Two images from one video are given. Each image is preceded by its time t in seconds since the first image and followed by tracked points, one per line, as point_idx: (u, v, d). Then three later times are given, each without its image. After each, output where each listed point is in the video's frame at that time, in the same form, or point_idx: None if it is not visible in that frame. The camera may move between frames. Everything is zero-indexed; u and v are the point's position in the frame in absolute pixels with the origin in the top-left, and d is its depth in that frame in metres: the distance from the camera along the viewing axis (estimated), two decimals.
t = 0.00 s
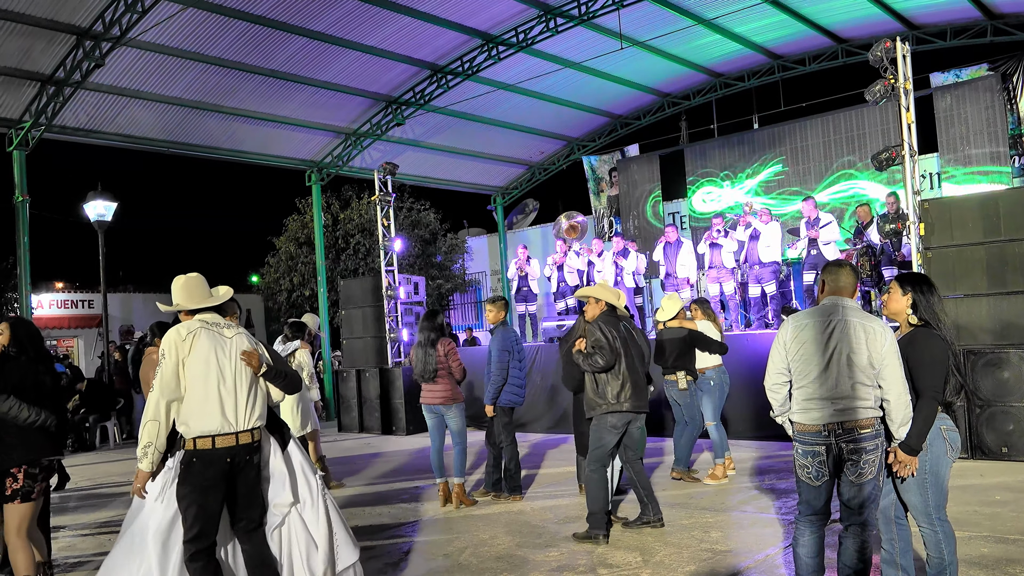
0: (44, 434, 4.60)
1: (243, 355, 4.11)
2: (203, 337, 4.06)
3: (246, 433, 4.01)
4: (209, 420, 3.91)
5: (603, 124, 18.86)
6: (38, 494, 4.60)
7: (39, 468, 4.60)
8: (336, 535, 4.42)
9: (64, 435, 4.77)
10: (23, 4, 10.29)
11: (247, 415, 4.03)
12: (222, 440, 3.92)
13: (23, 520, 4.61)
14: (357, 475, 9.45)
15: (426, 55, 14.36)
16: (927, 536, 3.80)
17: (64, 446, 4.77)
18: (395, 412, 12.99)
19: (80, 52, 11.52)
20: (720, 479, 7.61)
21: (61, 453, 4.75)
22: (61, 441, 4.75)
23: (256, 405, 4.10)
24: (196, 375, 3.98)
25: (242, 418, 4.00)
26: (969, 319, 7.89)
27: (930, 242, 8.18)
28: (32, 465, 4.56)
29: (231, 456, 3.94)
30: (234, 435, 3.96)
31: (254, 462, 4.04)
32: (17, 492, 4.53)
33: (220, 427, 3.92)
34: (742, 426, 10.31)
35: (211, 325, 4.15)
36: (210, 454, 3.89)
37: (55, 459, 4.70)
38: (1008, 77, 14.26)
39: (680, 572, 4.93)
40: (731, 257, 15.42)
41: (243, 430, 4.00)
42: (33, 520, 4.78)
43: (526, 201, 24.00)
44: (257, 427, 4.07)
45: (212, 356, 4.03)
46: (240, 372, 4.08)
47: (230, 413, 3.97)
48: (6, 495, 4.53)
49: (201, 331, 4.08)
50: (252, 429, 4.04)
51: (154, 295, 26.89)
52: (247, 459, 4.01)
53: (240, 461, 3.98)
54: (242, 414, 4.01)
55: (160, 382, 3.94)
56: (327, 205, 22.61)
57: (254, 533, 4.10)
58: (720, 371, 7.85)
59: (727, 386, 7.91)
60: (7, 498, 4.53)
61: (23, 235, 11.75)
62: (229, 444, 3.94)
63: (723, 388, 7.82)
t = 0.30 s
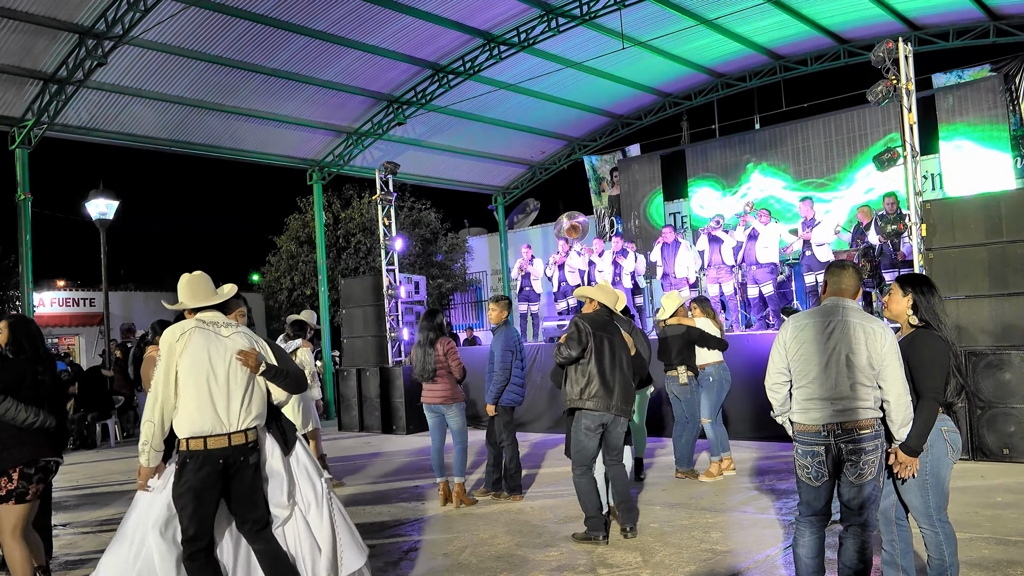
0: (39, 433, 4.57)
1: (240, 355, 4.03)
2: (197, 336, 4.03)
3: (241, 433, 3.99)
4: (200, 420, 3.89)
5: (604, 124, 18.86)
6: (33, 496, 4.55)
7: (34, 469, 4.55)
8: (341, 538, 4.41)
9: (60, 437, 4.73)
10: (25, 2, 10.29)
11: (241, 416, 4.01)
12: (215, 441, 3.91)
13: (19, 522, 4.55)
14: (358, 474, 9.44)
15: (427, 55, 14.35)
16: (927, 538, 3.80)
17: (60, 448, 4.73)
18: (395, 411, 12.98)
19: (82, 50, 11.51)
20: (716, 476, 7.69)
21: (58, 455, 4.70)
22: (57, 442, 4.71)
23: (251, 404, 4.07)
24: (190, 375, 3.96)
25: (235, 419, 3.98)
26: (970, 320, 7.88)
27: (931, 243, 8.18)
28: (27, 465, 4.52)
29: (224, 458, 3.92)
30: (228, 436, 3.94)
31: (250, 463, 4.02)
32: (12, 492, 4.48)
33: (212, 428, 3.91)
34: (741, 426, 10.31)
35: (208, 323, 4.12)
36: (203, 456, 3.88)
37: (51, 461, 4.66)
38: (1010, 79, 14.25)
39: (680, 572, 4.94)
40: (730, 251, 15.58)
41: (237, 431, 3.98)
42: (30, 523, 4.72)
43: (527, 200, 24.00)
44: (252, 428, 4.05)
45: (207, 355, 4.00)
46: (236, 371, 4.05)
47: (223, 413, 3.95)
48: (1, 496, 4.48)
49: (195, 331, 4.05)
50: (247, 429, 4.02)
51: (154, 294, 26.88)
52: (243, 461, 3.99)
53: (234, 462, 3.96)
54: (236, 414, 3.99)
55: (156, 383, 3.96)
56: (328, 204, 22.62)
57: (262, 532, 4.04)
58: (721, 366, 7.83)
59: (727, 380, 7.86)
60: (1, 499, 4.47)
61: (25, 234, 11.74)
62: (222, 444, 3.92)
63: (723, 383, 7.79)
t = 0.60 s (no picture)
0: (46, 433, 4.58)
1: (242, 354, 3.94)
2: (200, 333, 4.03)
3: (235, 432, 3.93)
4: (193, 418, 3.92)
5: (607, 124, 18.87)
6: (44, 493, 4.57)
7: (45, 467, 4.59)
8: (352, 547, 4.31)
9: (69, 434, 4.76)
10: (29, 3, 10.31)
11: (238, 413, 3.95)
12: (205, 439, 3.90)
13: (28, 520, 4.58)
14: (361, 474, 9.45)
15: (430, 55, 14.36)
16: (931, 538, 3.80)
17: (69, 445, 4.74)
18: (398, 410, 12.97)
19: (86, 51, 11.54)
20: (727, 480, 7.58)
21: (66, 452, 4.72)
22: (65, 440, 4.72)
23: (252, 401, 3.99)
24: (190, 373, 3.98)
25: (227, 417, 3.93)
26: (974, 319, 7.87)
27: (935, 243, 8.17)
28: (36, 464, 4.54)
29: (214, 455, 3.89)
30: (221, 434, 3.91)
31: (243, 462, 3.94)
32: (22, 491, 4.51)
33: (201, 427, 3.90)
34: (744, 426, 10.30)
35: (216, 321, 4.09)
36: (200, 453, 3.90)
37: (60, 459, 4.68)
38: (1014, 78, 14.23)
39: (683, 572, 4.94)
40: (733, 251, 15.45)
41: (232, 429, 3.93)
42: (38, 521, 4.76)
43: (530, 200, 24.00)
44: (247, 426, 3.96)
45: (208, 351, 3.98)
46: (236, 369, 3.97)
47: (218, 411, 3.92)
48: (11, 495, 4.51)
49: (200, 328, 4.05)
50: (244, 427, 3.95)
51: (157, 294, 26.90)
52: (235, 459, 3.93)
53: (225, 460, 3.91)
54: (234, 411, 3.94)
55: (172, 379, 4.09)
56: (331, 204, 22.65)
57: (264, 531, 4.01)
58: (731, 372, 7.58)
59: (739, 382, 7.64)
60: (12, 497, 4.50)
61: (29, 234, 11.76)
62: (212, 443, 3.90)
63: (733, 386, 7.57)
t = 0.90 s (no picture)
0: (62, 429, 4.59)
1: (249, 356, 3.88)
2: (221, 333, 4.06)
3: (241, 436, 3.95)
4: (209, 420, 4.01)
5: (611, 124, 18.86)
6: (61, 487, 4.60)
7: (63, 461, 4.60)
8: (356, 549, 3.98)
9: (85, 429, 4.77)
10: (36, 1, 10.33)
11: (245, 418, 3.96)
12: (217, 442, 3.98)
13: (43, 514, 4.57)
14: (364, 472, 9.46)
15: (435, 54, 14.36)
16: (936, 539, 3.79)
17: (85, 441, 4.75)
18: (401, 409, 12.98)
19: (92, 49, 11.56)
20: (732, 482, 7.56)
21: (82, 447, 4.73)
22: (81, 436, 4.73)
23: (259, 405, 3.96)
24: (209, 375, 4.05)
25: (237, 422, 3.95)
26: (979, 321, 7.84)
27: (940, 244, 8.15)
28: (54, 459, 4.55)
29: (224, 458, 3.97)
30: (229, 439, 3.96)
31: (250, 465, 3.96)
32: (41, 484, 4.52)
33: (213, 430, 3.98)
34: (748, 427, 10.28)
35: (235, 322, 4.07)
36: (215, 456, 4.00)
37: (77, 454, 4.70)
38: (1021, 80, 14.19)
39: (686, 572, 4.93)
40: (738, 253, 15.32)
41: (237, 433, 3.95)
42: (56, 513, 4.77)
43: (534, 200, 23.99)
44: (255, 429, 3.96)
45: (222, 354, 4.01)
46: (246, 372, 3.95)
47: (228, 415, 3.97)
48: (29, 488, 4.51)
49: (221, 329, 4.08)
50: (250, 431, 3.95)
51: (161, 292, 26.98)
52: (244, 461, 3.96)
53: (236, 462, 3.97)
54: (241, 415, 3.95)
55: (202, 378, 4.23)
56: (335, 203, 22.69)
57: (274, 530, 4.01)
58: (733, 373, 7.46)
59: (744, 384, 7.52)
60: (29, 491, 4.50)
61: (35, 231, 11.79)
62: (223, 447, 3.98)
63: (735, 387, 7.47)
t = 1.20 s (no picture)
0: (84, 425, 4.60)
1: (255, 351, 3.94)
2: (235, 325, 4.15)
3: (242, 428, 4.09)
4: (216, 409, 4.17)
5: (616, 124, 18.85)
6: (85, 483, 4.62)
7: (88, 457, 4.62)
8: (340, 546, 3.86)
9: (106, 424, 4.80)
10: None
11: (249, 410, 4.10)
12: (222, 432, 4.14)
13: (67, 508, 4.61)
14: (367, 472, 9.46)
15: (439, 54, 14.37)
16: (941, 542, 3.78)
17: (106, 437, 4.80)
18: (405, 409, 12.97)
19: (99, 49, 11.59)
20: (735, 484, 7.57)
21: (103, 443, 4.75)
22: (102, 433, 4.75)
23: (261, 398, 4.11)
24: (220, 365, 4.18)
25: (241, 414, 4.10)
26: (985, 322, 7.81)
27: (946, 245, 8.12)
28: (78, 456, 4.56)
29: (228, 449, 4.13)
30: (232, 430, 4.12)
31: (251, 459, 4.09)
32: (64, 479, 4.52)
33: (219, 419, 4.15)
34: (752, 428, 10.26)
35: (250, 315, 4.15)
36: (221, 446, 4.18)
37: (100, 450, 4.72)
38: None
39: (690, 573, 4.94)
40: (742, 255, 15.27)
41: (239, 425, 4.09)
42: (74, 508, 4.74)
43: (538, 199, 23.98)
44: (257, 423, 4.10)
45: (232, 347, 4.12)
46: (252, 365, 4.08)
47: (234, 406, 4.12)
48: (53, 483, 4.52)
49: (235, 320, 4.18)
50: (250, 424, 4.09)
51: (166, 290, 27.03)
52: (245, 454, 4.10)
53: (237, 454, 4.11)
54: (244, 408, 4.09)
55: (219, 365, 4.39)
56: (340, 202, 22.73)
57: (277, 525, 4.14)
58: (733, 373, 7.45)
59: (749, 384, 7.48)
60: (54, 486, 4.51)
61: (42, 230, 11.82)
62: (227, 438, 4.14)
63: (738, 387, 7.45)
